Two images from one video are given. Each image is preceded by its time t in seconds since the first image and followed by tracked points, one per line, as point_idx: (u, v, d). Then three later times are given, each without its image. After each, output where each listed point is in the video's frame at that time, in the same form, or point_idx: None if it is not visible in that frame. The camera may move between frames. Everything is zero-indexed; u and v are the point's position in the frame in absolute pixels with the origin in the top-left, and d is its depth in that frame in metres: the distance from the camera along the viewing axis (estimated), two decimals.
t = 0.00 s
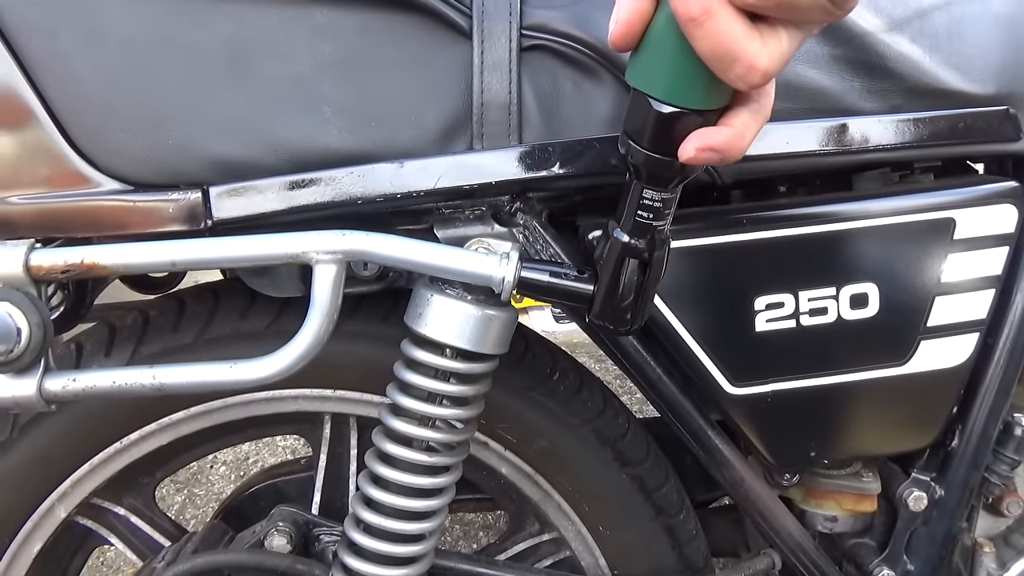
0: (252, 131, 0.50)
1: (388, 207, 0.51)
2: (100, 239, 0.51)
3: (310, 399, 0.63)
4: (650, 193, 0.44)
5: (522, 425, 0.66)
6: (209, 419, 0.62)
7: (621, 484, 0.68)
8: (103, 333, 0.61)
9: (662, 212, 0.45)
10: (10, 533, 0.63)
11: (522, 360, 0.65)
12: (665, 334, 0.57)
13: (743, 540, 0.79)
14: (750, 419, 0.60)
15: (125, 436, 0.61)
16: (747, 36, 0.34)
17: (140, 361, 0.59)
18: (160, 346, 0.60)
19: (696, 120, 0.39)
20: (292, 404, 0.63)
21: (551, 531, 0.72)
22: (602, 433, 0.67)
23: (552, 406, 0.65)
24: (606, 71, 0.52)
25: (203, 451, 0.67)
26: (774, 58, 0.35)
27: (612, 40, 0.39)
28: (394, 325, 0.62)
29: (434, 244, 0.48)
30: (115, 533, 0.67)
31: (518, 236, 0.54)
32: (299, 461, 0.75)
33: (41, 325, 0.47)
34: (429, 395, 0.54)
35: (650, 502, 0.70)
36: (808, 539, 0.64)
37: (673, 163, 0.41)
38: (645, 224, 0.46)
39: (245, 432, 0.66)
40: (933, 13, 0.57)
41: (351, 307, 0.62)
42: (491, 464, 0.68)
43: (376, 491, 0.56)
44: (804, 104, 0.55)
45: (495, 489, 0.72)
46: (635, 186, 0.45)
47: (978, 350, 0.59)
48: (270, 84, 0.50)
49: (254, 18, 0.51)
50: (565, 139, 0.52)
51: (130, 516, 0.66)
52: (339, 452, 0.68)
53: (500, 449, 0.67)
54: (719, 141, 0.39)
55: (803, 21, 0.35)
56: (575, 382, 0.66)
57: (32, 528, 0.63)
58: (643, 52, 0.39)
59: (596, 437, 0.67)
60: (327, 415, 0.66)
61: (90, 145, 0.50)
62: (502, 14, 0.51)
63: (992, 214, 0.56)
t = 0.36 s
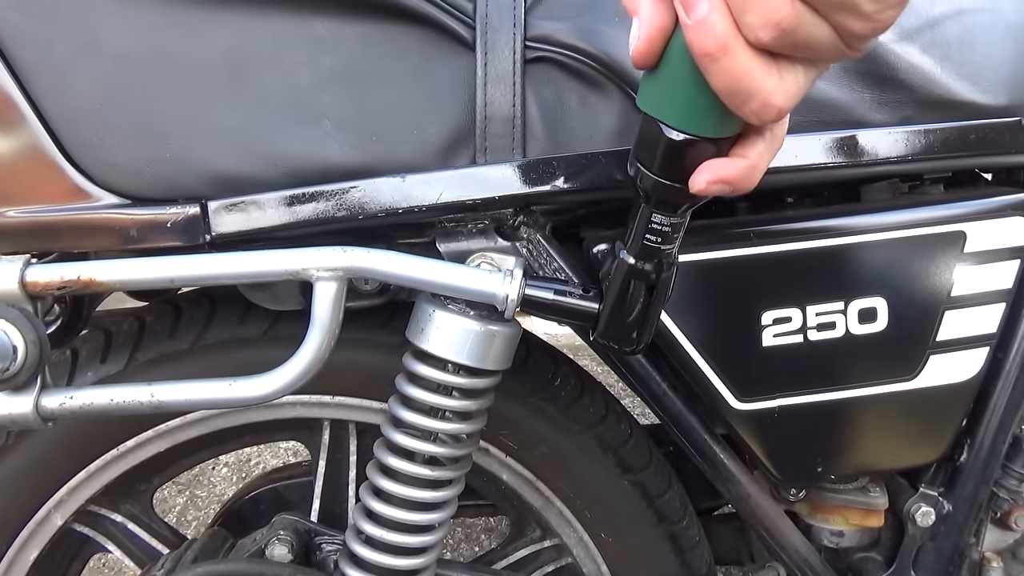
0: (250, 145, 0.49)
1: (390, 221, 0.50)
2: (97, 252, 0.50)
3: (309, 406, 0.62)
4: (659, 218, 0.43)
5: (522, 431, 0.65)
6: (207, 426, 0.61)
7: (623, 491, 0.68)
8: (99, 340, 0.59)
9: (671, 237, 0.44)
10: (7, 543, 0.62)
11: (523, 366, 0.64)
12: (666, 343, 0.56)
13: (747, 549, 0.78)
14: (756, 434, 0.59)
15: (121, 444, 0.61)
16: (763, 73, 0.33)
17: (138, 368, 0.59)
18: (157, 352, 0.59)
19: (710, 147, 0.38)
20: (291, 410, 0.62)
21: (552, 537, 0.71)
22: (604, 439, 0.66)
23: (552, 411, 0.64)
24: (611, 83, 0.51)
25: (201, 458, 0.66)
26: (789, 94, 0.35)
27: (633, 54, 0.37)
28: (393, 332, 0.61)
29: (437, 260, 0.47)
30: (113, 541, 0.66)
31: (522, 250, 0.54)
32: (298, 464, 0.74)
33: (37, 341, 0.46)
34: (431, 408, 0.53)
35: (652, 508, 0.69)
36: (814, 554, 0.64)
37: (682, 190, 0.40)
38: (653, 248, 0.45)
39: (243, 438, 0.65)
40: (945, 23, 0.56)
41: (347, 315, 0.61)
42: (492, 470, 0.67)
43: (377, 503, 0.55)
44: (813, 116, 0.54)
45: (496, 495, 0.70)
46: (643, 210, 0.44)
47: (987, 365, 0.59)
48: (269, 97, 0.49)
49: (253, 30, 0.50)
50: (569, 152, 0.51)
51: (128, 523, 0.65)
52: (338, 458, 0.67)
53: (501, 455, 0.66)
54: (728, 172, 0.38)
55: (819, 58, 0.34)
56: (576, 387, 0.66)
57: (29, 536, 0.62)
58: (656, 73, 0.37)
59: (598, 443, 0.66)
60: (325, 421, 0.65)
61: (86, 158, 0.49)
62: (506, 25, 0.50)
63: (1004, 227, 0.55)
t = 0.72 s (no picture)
0: (262, 145, 0.51)
1: (398, 221, 0.51)
2: (114, 252, 0.51)
3: (319, 416, 0.63)
4: (655, 265, 0.44)
5: (529, 442, 0.65)
6: (217, 435, 0.62)
7: (626, 500, 0.68)
8: (114, 349, 0.61)
9: (667, 278, 0.46)
10: (16, 548, 0.62)
11: (530, 373, 0.65)
12: (671, 347, 0.57)
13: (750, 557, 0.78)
14: (756, 433, 0.60)
15: (135, 452, 0.61)
16: (770, 140, 0.31)
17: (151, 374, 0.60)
18: (170, 361, 0.60)
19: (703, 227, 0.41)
20: (301, 420, 0.63)
21: (557, 548, 0.71)
22: (609, 449, 0.67)
23: (558, 422, 0.65)
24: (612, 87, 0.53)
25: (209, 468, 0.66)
26: (797, 167, 0.32)
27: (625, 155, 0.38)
28: (402, 341, 0.62)
29: (444, 257, 0.49)
30: (123, 550, 0.66)
31: (526, 249, 0.55)
32: (304, 478, 0.75)
33: (54, 336, 0.47)
34: (437, 407, 0.54)
35: (657, 518, 0.69)
36: (815, 553, 0.64)
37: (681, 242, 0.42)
38: (650, 285, 0.46)
39: (253, 448, 0.66)
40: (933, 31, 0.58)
41: (360, 320, 0.63)
42: (498, 480, 0.67)
43: (383, 505, 0.56)
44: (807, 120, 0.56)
45: (501, 505, 0.71)
46: (640, 253, 0.45)
47: (983, 363, 0.60)
48: (281, 100, 0.51)
49: (266, 35, 0.52)
50: (572, 153, 0.53)
51: (138, 532, 0.66)
52: (345, 468, 0.68)
53: (507, 465, 0.66)
54: (725, 253, 0.41)
55: (842, 143, 0.31)
56: (581, 398, 0.67)
57: (40, 544, 0.63)
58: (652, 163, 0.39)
59: (602, 454, 0.67)
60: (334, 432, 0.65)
61: (103, 160, 0.51)
62: (511, 31, 0.52)
63: (996, 227, 0.57)
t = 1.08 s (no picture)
0: (258, 206, 0.52)
1: (390, 280, 0.52)
2: (106, 311, 0.51)
3: (308, 472, 0.62)
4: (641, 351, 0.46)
5: (519, 497, 0.64)
6: (205, 495, 0.61)
7: (617, 555, 0.67)
8: (101, 407, 0.61)
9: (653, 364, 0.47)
10: None
11: (520, 430, 0.65)
12: (663, 404, 0.58)
13: None
14: (747, 489, 0.60)
15: (119, 512, 0.60)
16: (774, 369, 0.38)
17: (139, 435, 0.59)
18: (158, 421, 0.60)
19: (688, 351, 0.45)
20: (289, 477, 0.61)
21: None
22: (601, 504, 0.66)
23: (549, 478, 0.64)
24: (601, 149, 0.54)
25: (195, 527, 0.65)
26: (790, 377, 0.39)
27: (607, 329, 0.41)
28: (392, 397, 0.62)
29: (436, 316, 0.49)
30: None
31: (517, 306, 0.55)
32: (290, 536, 0.74)
33: (43, 398, 0.47)
34: (428, 466, 0.54)
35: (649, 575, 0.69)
36: None
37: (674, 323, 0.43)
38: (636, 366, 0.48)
39: (239, 507, 0.64)
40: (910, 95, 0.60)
41: (351, 378, 0.63)
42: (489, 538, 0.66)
43: (373, 566, 0.55)
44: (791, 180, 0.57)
45: (492, 563, 0.69)
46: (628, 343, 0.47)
47: (969, 418, 0.60)
48: (277, 162, 0.52)
49: (263, 99, 0.53)
50: (562, 214, 0.53)
51: None
52: (334, 525, 0.65)
53: (498, 522, 0.65)
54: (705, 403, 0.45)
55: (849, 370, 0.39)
56: (572, 454, 0.66)
57: None
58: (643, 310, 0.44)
59: (594, 509, 0.66)
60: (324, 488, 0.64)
61: (98, 220, 0.51)
62: (503, 95, 0.54)
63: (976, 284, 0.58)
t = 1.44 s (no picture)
0: (250, 231, 0.52)
1: (382, 303, 0.52)
2: (95, 336, 0.52)
3: (299, 498, 0.61)
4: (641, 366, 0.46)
5: (513, 520, 0.63)
6: (195, 521, 0.60)
7: None
8: (89, 433, 0.60)
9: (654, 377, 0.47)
10: None
11: (512, 453, 0.64)
12: (656, 427, 0.58)
13: None
14: (741, 511, 0.60)
15: (107, 540, 0.59)
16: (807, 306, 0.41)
17: (127, 461, 0.58)
18: (147, 446, 0.59)
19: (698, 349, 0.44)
20: (279, 503, 0.61)
21: None
22: (594, 527, 0.66)
23: (542, 501, 0.64)
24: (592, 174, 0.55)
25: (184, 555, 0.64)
26: (820, 322, 0.43)
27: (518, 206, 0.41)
28: (384, 421, 0.62)
29: (427, 339, 0.49)
30: None
31: (509, 329, 0.56)
32: (279, 563, 0.73)
33: (32, 425, 0.46)
34: (420, 490, 0.53)
35: None
36: None
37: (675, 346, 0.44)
38: (634, 381, 0.48)
39: (229, 533, 0.64)
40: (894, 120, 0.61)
41: (342, 403, 0.63)
42: (482, 563, 0.65)
43: None
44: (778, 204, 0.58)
45: None
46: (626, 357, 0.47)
47: (959, 437, 0.61)
48: (270, 188, 0.52)
49: (256, 125, 0.53)
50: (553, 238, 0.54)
51: None
52: (325, 551, 0.64)
53: (490, 546, 0.64)
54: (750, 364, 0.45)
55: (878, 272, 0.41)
56: (564, 476, 0.66)
57: None
58: (653, 273, 0.43)
59: (586, 532, 0.65)
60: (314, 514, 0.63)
61: (89, 246, 0.51)
62: (493, 121, 0.54)
63: (962, 305, 0.59)
